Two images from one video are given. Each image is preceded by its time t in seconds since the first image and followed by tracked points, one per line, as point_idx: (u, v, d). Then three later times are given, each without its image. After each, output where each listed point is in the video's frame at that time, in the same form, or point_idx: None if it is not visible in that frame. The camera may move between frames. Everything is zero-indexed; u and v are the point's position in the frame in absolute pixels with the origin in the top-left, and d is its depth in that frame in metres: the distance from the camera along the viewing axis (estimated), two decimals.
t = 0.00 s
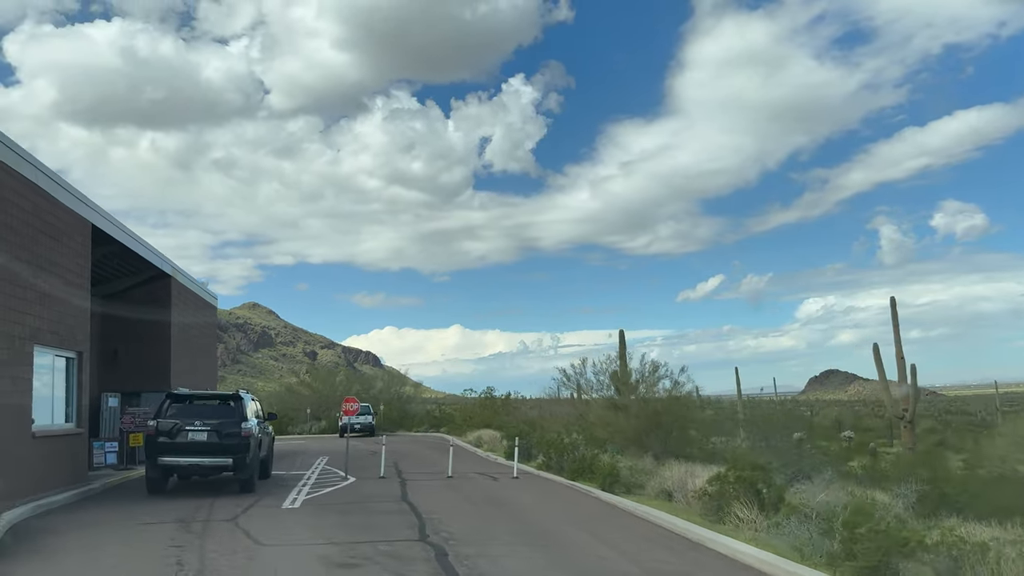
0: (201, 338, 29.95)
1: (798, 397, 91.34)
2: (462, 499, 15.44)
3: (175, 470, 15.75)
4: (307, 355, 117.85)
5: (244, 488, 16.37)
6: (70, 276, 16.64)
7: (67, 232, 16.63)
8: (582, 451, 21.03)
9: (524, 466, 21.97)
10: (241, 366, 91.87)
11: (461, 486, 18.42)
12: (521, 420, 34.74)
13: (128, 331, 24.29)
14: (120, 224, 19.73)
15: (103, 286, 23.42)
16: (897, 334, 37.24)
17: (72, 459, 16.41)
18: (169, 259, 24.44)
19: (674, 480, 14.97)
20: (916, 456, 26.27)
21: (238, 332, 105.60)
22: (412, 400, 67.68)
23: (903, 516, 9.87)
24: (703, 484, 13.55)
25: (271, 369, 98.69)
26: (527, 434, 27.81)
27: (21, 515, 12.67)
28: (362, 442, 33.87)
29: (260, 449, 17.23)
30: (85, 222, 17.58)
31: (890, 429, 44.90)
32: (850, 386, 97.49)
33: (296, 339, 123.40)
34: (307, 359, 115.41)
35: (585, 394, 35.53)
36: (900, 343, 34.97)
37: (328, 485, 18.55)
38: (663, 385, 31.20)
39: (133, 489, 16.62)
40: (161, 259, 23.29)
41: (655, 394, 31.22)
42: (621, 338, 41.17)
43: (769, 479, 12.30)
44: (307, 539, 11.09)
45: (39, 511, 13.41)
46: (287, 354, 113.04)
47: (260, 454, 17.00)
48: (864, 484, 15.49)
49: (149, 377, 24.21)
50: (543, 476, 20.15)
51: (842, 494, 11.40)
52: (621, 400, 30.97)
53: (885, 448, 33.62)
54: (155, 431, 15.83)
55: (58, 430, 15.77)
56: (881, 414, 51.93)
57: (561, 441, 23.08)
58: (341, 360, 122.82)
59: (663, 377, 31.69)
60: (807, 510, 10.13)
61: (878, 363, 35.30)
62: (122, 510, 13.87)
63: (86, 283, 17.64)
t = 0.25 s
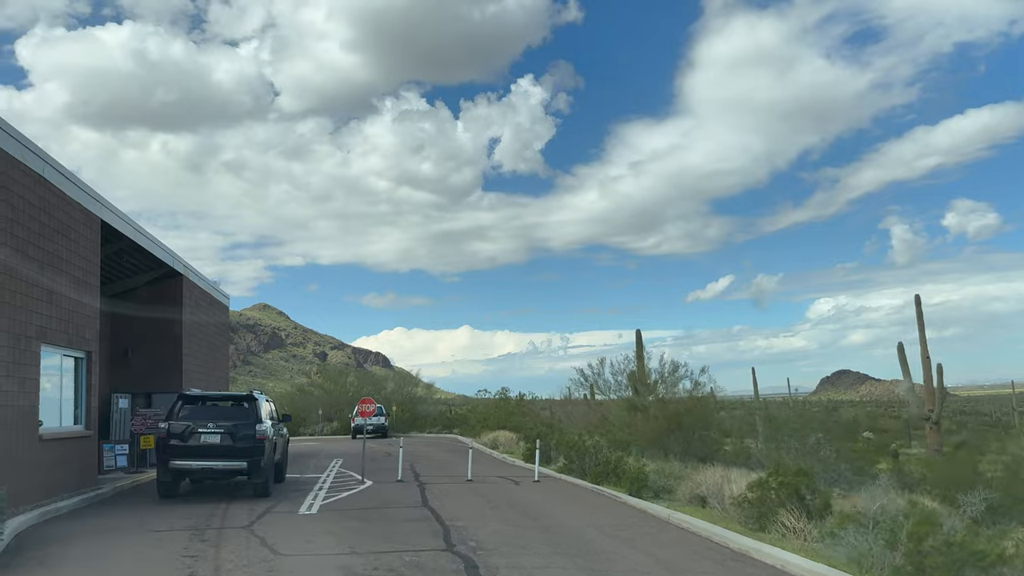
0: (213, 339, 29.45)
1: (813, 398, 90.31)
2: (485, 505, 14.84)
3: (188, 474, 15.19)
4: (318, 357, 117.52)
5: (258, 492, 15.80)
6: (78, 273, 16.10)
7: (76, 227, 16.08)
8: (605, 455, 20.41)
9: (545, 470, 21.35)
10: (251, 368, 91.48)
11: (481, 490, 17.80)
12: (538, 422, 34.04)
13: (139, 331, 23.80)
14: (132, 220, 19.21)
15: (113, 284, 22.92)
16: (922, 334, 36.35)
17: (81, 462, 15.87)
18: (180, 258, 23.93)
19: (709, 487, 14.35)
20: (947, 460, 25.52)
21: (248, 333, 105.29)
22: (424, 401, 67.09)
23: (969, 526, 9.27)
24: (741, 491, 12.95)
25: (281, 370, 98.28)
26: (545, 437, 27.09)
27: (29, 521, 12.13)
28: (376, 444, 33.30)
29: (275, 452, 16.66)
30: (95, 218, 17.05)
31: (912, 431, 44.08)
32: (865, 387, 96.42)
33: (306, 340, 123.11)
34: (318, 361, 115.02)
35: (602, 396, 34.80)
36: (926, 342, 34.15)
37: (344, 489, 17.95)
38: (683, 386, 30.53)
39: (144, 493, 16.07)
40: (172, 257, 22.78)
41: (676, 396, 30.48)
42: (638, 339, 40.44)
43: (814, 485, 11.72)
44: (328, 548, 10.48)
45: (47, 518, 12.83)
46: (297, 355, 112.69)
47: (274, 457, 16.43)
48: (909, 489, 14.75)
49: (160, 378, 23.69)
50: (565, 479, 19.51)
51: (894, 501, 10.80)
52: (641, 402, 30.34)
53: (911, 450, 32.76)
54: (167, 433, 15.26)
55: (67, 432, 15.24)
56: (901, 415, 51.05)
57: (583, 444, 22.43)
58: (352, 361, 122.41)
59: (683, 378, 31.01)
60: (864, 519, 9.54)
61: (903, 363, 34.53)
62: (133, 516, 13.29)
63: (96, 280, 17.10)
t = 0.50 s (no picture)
0: (224, 339, 28.94)
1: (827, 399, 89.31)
2: (508, 511, 14.26)
3: (198, 478, 14.64)
4: (327, 358, 117.16)
5: (270, 498, 15.24)
6: (84, 270, 15.57)
7: (82, 223, 15.57)
8: (628, 459, 19.76)
9: (565, 474, 20.72)
10: (261, 369, 91.11)
11: (501, 495, 17.20)
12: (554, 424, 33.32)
13: (148, 331, 23.31)
14: (140, 217, 18.70)
15: (122, 284, 22.42)
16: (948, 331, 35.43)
17: (88, 467, 15.35)
18: (191, 256, 23.42)
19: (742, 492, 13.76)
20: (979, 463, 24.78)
21: (258, 335, 104.97)
22: (435, 403, 66.50)
23: None
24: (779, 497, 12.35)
25: (291, 372, 97.89)
26: (563, 440, 26.41)
27: (32, 529, 11.60)
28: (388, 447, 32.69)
29: (288, 456, 16.10)
30: (101, 213, 16.54)
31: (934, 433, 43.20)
32: (879, 386, 95.37)
33: (315, 342, 122.76)
34: (328, 362, 114.63)
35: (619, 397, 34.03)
36: (951, 341, 33.32)
37: (359, 494, 17.35)
38: (704, 388, 29.84)
39: (153, 499, 15.52)
40: (181, 255, 22.26)
41: (696, 397, 29.80)
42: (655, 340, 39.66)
43: (859, 492, 11.12)
44: (346, 559, 9.89)
45: (51, 526, 12.29)
46: (307, 356, 112.32)
47: (288, 461, 15.87)
48: (954, 491, 14.06)
49: (170, 379, 23.19)
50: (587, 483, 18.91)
51: (947, 509, 10.21)
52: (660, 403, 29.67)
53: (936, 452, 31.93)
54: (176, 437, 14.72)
55: (73, 435, 14.72)
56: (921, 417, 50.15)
57: (603, 447, 21.79)
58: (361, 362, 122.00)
59: (703, 379, 30.31)
60: (923, 529, 8.94)
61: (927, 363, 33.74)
62: (141, 523, 12.74)
63: (103, 278, 16.59)
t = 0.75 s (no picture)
0: (235, 339, 28.43)
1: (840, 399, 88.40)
2: (532, 517, 13.70)
3: (209, 483, 14.08)
4: (335, 359, 116.74)
5: (283, 502, 14.67)
6: (89, 266, 15.04)
7: (87, 218, 15.05)
8: (651, 462, 19.15)
9: (586, 477, 20.10)
10: (270, 369, 90.73)
11: (522, 499, 16.63)
12: (570, 425, 32.67)
13: (157, 331, 22.81)
14: (147, 212, 18.19)
15: (130, 282, 21.91)
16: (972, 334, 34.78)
17: (94, 471, 14.80)
18: (200, 254, 22.91)
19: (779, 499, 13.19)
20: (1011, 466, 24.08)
21: (267, 335, 104.65)
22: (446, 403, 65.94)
23: None
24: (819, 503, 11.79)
25: (300, 372, 97.50)
26: (580, 441, 25.75)
27: (34, 537, 11.04)
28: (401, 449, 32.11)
29: (301, 459, 15.52)
30: (107, 208, 16.02)
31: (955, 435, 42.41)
32: (892, 386, 94.36)
33: (324, 342, 122.40)
34: (337, 363, 114.25)
35: (637, 398, 33.34)
36: (976, 341, 32.57)
37: (375, 498, 16.75)
38: (724, 388, 29.24)
39: (162, 504, 14.96)
40: (190, 252, 21.74)
41: (717, 397, 29.16)
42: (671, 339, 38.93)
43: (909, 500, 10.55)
44: (366, 570, 9.31)
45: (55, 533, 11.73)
46: (316, 357, 111.97)
47: (301, 464, 15.29)
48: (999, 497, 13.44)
49: (179, 380, 22.67)
50: (609, 487, 18.33)
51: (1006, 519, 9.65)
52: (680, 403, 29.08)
53: (963, 453, 31.14)
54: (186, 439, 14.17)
55: (79, 438, 14.17)
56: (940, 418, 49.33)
57: (625, 449, 21.17)
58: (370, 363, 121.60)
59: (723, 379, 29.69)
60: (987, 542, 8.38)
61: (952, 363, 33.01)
62: (149, 530, 12.18)
63: (109, 275, 16.07)
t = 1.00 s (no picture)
0: (245, 339, 27.94)
1: (853, 399, 87.53)
2: (558, 524, 13.17)
3: (220, 487, 13.54)
4: (344, 359, 116.34)
5: (297, 508, 14.14)
6: (98, 263, 14.53)
7: (95, 212, 14.54)
8: (677, 467, 18.56)
9: (607, 481, 19.51)
10: (279, 370, 90.36)
11: (543, 503, 16.08)
12: (586, 427, 32.09)
13: (166, 331, 22.33)
14: (157, 207, 17.71)
15: (139, 280, 21.42)
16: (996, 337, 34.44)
17: (102, 475, 14.30)
18: (211, 252, 22.43)
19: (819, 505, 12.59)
20: None
21: (275, 336, 104.35)
22: (456, 404, 65.42)
23: None
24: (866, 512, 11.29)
25: (308, 373, 97.16)
26: (599, 443, 25.14)
27: (39, 545, 10.53)
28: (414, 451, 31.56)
29: (316, 462, 14.99)
30: (116, 202, 15.52)
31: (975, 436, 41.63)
32: (905, 386, 93.46)
33: (333, 343, 122.09)
34: (345, 364, 113.90)
35: (654, 398, 32.70)
36: (1001, 340, 31.84)
37: (391, 502, 16.20)
38: (744, 388, 28.63)
39: (171, 509, 14.45)
40: (200, 250, 21.24)
41: (737, 398, 28.53)
42: (688, 339, 38.26)
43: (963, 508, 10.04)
44: None
45: (61, 540, 11.22)
46: (325, 358, 111.60)
47: (316, 467, 14.75)
48: None
49: (189, 380, 22.19)
50: (632, 492, 17.77)
51: None
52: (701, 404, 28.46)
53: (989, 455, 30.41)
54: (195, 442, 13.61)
55: (85, 440, 13.68)
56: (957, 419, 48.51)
57: (647, 452, 20.58)
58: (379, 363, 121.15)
59: (744, 379, 29.08)
60: None
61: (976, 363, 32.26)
62: (158, 538, 11.66)
63: (118, 272, 15.56)
